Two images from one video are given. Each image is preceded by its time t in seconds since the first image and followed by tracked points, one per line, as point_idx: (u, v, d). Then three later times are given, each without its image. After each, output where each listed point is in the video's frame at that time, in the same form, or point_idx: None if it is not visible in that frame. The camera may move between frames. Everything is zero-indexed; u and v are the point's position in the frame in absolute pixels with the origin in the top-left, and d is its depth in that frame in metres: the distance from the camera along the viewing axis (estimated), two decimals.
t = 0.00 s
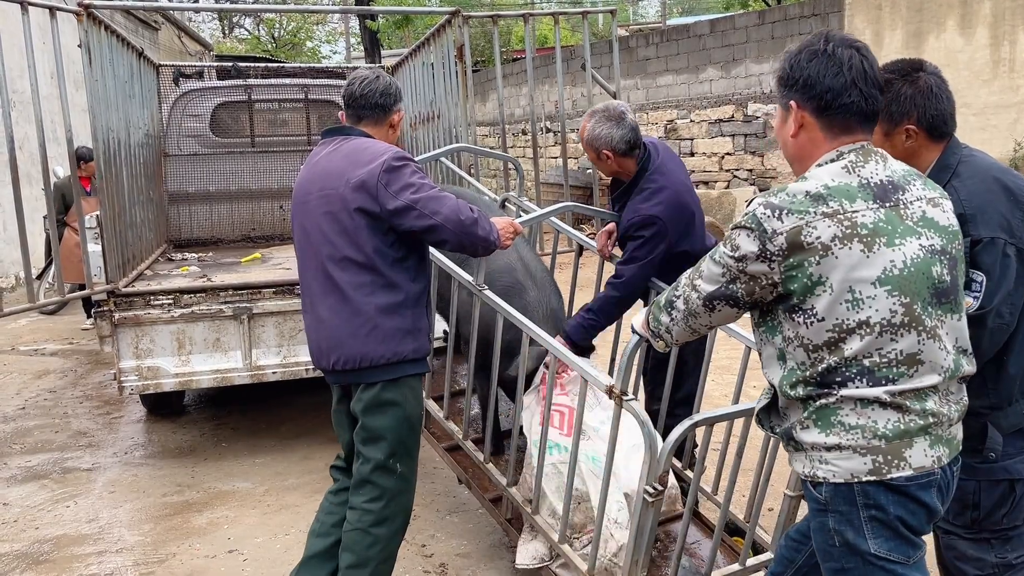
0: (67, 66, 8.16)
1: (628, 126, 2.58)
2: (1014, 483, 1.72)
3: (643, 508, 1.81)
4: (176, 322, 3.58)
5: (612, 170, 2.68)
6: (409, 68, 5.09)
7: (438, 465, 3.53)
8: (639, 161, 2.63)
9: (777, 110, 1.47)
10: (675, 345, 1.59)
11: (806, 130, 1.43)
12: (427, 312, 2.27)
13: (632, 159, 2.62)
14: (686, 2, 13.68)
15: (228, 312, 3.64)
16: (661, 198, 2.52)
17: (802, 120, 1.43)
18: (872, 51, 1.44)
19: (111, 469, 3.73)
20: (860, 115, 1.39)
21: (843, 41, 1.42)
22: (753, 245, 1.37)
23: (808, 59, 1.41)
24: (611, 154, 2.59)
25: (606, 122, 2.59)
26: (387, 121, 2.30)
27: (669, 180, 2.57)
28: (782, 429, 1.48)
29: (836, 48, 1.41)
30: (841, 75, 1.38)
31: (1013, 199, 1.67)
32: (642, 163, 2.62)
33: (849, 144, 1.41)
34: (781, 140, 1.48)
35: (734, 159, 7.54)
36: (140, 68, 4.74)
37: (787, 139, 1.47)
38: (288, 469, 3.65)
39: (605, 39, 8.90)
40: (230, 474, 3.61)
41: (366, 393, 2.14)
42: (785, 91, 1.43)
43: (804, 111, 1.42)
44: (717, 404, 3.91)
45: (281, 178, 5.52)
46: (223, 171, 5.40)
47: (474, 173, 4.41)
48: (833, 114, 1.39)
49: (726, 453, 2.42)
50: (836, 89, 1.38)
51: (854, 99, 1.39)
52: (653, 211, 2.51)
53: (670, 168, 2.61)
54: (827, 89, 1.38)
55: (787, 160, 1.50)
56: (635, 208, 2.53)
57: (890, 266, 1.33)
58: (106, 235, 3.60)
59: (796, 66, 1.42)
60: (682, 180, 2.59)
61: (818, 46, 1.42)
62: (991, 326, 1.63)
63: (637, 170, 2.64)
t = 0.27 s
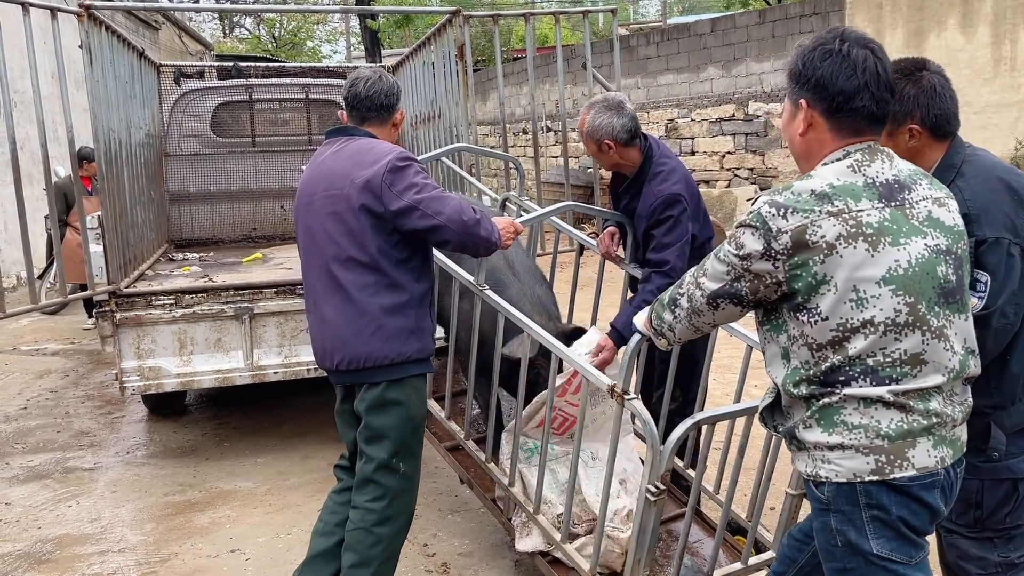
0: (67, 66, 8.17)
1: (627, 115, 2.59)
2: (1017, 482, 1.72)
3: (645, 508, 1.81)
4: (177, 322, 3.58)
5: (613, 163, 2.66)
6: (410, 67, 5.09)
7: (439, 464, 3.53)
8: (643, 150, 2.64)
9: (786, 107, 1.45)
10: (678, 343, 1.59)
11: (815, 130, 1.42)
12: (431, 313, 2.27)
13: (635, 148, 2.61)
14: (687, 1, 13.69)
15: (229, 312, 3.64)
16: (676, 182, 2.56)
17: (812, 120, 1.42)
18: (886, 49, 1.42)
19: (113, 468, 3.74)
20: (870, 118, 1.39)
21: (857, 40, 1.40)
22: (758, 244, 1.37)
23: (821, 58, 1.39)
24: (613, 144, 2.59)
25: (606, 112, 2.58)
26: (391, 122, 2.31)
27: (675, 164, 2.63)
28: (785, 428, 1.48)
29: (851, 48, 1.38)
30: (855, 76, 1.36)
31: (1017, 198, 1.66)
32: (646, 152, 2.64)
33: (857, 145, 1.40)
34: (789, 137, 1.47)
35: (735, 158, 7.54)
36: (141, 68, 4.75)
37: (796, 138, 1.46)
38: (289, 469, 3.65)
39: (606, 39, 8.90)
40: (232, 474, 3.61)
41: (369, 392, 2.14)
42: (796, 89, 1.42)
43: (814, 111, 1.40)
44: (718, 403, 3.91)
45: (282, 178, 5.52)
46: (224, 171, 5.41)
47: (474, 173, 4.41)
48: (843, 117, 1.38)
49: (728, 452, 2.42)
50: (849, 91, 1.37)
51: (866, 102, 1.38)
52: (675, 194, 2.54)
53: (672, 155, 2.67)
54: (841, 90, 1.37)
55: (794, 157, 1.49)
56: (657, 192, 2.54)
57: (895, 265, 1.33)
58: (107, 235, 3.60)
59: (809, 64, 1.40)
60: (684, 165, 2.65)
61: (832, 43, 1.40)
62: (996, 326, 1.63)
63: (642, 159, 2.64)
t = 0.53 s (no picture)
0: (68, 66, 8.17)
1: (615, 121, 2.60)
2: (1021, 482, 1.72)
3: (647, 508, 1.81)
4: (178, 322, 3.58)
5: (604, 167, 2.67)
6: (410, 67, 5.09)
7: (440, 464, 3.53)
8: (631, 155, 2.64)
9: (789, 107, 1.44)
10: (677, 341, 1.58)
11: (817, 131, 1.42)
12: (434, 313, 2.26)
13: (624, 153, 2.62)
14: (687, 0, 13.66)
15: (230, 313, 3.64)
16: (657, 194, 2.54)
17: (814, 122, 1.41)
18: (890, 50, 1.40)
19: (114, 469, 3.74)
20: (873, 121, 1.38)
21: (862, 41, 1.39)
22: (759, 243, 1.36)
23: (826, 58, 1.37)
24: (601, 150, 2.60)
25: (594, 118, 2.59)
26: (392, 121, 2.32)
27: (661, 173, 2.60)
28: (787, 429, 1.47)
29: (856, 50, 1.37)
30: (860, 79, 1.35)
31: (1021, 197, 1.65)
32: (634, 158, 2.64)
33: (859, 145, 1.40)
34: (791, 137, 1.46)
35: (735, 157, 7.52)
36: (141, 67, 4.74)
37: (797, 139, 1.45)
38: (290, 469, 3.65)
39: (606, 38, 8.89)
40: (233, 474, 3.61)
41: (370, 392, 2.13)
42: (800, 89, 1.41)
43: (817, 112, 1.40)
44: (720, 402, 3.90)
45: (283, 178, 5.52)
46: (225, 171, 5.41)
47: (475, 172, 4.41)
48: (846, 120, 1.38)
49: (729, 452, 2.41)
50: (853, 94, 1.36)
51: (869, 105, 1.37)
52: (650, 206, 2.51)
53: (661, 162, 2.64)
54: (844, 93, 1.36)
55: (796, 158, 1.48)
56: (635, 205, 2.52)
57: (897, 265, 1.32)
58: (108, 235, 3.60)
59: (813, 66, 1.38)
60: (672, 174, 2.61)
61: (837, 44, 1.39)
62: (999, 326, 1.62)
63: (629, 164, 2.65)
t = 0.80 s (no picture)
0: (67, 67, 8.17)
1: (614, 110, 2.61)
2: (1020, 479, 1.71)
3: (647, 507, 1.81)
4: (177, 322, 3.58)
5: (607, 160, 2.68)
6: (409, 66, 5.08)
7: (440, 464, 3.53)
8: (632, 146, 2.66)
9: (788, 105, 1.44)
10: (674, 338, 1.58)
11: (816, 130, 1.41)
12: (434, 311, 2.26)
13: (627, 143, 2.64)
14: None
15: (229, 312, 3.64)
16: (664, 182, 2.53)
17: (813, 121, 1.41)
18: (890, 50, 1.40)
19: (114, 469, 3.74)
20: (872, 121, 1.38)
21: (862, 40, 1.38)
22: (757, 239, 1.36)
23: (826, 57, 1.37)
24: (605, 141, 2.61)
25: (593, 110, 2.60)
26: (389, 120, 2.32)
27: (663, 162, 2.60)
28: (785, 427, 1.47)
29: (857, 49, 1.37)
30: (860, 78, 1.35)
31: (1020, 194, 1.64)
32: (636, 148, 2.66)
33: (858, 144, 1.40)
34: (790, 135, 1.46)
35: (734, 155, 7.51)
36: (140, 67, 4.74)
37: (797, 137, 1.45)
38: (290, 468, 3.65)
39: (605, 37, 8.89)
40: (233, 474, 3.61)
41: (371, 391, 2.13)
42: (799, 88, 1.40)
43: (816, 111, 1.39)
44: (720, 401, 3.90)
45: (282, 178, 5.52)
46: (224, 170, 5.40)
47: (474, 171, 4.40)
48: (846, 120, 1.38)
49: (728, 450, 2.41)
50: (853, 93, 1.36)
51: (868, 106, 1.37)
52: (661, 194, 2.50)
53: (663, 153, 2.64)
54: (844, 92, 1.36)
55: (794, 156, 1.48)
56: (646, 193, 2.51)
57: (894, 262, 1.32)
58: (107, 235, 3.59)
59: (813, 64, 1.38)
60: (675, 163, 2.61)
61: (838, 43, 1.38)
62: (998, 323, 1.62)
63: (631, 155, 2.67)
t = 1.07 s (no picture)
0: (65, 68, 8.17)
1: (604, 110, 2.62)
2: (1018, 477, 1.72)
3: (646, 506, 1.81)
4: (176, 323, 3.58)
5: (601, 161, 2.69)
6: (408, 67, 5.09)
7: (440, 464, 3.53)
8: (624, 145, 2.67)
9: (782, 106, 1.44)
10: (672, 339, 1.59)
11: (810, 131, 1.42)
12: (433, 311, 2.27)
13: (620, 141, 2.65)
14: None
15: (228, 313, 3.65)
16: (664, 172, 2.61)
17: (808, 123, 1.41)
18: (884, 51, 1.40)
19: (114, 470, 3.74)
20: (866, 123, 1.38)
21: (857, 42, 1.38)
22: (752, 240, 1.37)
23: (820, 59, 1.37)
24: (599, 142, 2.61)
25: (584, 111, 2.61)
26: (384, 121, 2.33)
27: (658, 155, 2.67)
28: (782, 427, 1.48)
29: (852, 50, 1.37)
30: (854, 80, 1.35)
31: (1016, 193, 1.64)
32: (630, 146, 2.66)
33: (851, 145, 1.40)
34: (784, 136, 1.46)
35: (733, 155, 7.51)
36: (138, 68, 4.74)
37: (790, 138, 1.45)
38: (289, 469, 3.65)
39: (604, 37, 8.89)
40: (232, 475, 3.61)
41: (370, 392, 2.14)
42: (794, 88, 1.40)
43: (810, 112, 1.40)
44: (719, 400, 3.91)
45: (281, 179, 5.52)
46: (223, 171, 5.41)
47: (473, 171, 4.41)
48: (841, 122, 1.38)
49: (728, 449, 2.41)
50: (847, 95, 1.36)
51: (862, 108, 1.37)
52: (663, 183, 2.57)
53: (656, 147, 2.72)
54: (838, 94, 1.36)
55: (789, 157, 1.48)
56: (647, 185, 2.58)
57: (889, 262, 1.32)
58: (106, 237, 3.59)
59: (808, 66, 1.38)
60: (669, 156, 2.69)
61: (832, 45, 1.38)
62: (996, 322, 1.62)
63: (624, 154, 2.67)
